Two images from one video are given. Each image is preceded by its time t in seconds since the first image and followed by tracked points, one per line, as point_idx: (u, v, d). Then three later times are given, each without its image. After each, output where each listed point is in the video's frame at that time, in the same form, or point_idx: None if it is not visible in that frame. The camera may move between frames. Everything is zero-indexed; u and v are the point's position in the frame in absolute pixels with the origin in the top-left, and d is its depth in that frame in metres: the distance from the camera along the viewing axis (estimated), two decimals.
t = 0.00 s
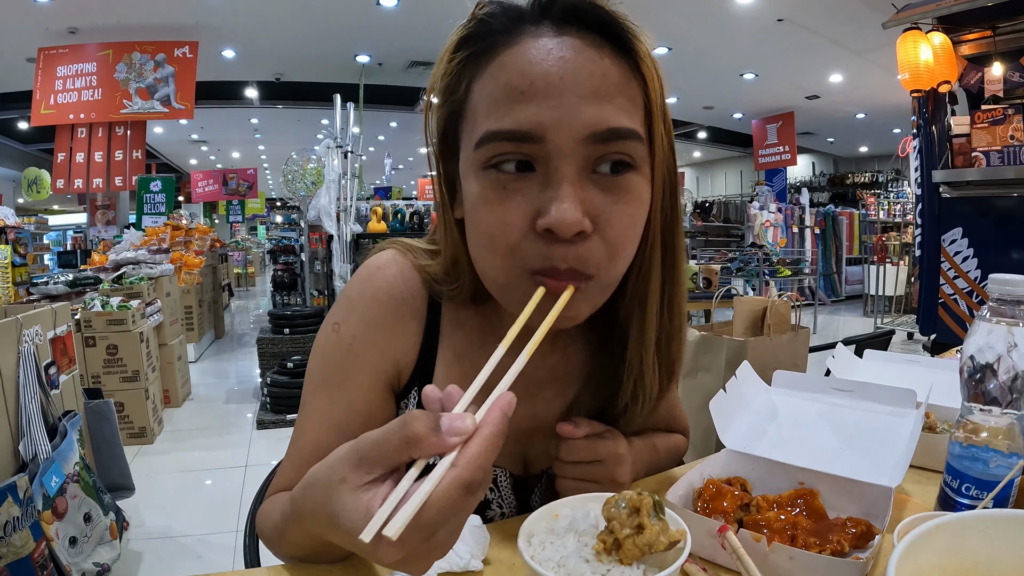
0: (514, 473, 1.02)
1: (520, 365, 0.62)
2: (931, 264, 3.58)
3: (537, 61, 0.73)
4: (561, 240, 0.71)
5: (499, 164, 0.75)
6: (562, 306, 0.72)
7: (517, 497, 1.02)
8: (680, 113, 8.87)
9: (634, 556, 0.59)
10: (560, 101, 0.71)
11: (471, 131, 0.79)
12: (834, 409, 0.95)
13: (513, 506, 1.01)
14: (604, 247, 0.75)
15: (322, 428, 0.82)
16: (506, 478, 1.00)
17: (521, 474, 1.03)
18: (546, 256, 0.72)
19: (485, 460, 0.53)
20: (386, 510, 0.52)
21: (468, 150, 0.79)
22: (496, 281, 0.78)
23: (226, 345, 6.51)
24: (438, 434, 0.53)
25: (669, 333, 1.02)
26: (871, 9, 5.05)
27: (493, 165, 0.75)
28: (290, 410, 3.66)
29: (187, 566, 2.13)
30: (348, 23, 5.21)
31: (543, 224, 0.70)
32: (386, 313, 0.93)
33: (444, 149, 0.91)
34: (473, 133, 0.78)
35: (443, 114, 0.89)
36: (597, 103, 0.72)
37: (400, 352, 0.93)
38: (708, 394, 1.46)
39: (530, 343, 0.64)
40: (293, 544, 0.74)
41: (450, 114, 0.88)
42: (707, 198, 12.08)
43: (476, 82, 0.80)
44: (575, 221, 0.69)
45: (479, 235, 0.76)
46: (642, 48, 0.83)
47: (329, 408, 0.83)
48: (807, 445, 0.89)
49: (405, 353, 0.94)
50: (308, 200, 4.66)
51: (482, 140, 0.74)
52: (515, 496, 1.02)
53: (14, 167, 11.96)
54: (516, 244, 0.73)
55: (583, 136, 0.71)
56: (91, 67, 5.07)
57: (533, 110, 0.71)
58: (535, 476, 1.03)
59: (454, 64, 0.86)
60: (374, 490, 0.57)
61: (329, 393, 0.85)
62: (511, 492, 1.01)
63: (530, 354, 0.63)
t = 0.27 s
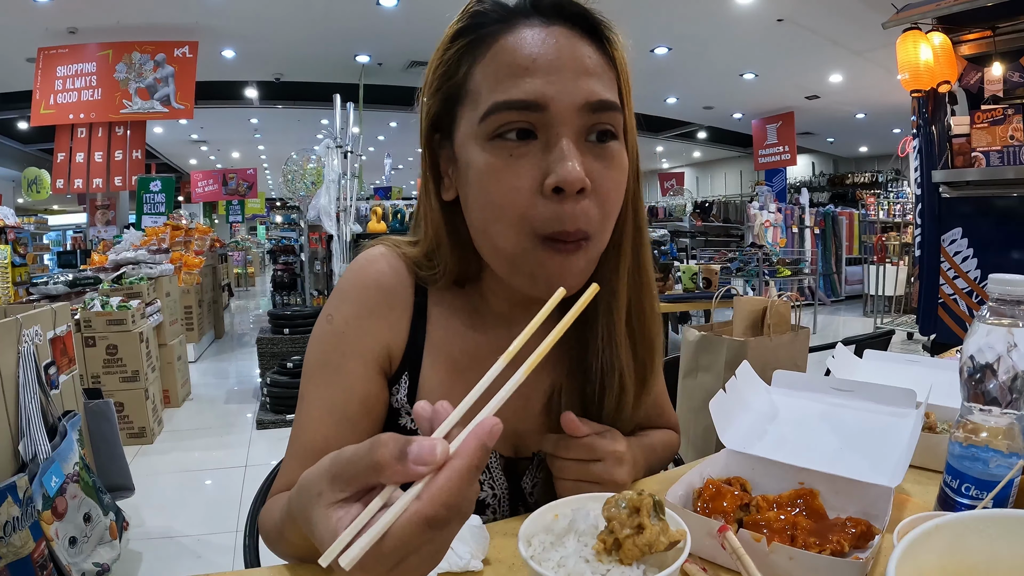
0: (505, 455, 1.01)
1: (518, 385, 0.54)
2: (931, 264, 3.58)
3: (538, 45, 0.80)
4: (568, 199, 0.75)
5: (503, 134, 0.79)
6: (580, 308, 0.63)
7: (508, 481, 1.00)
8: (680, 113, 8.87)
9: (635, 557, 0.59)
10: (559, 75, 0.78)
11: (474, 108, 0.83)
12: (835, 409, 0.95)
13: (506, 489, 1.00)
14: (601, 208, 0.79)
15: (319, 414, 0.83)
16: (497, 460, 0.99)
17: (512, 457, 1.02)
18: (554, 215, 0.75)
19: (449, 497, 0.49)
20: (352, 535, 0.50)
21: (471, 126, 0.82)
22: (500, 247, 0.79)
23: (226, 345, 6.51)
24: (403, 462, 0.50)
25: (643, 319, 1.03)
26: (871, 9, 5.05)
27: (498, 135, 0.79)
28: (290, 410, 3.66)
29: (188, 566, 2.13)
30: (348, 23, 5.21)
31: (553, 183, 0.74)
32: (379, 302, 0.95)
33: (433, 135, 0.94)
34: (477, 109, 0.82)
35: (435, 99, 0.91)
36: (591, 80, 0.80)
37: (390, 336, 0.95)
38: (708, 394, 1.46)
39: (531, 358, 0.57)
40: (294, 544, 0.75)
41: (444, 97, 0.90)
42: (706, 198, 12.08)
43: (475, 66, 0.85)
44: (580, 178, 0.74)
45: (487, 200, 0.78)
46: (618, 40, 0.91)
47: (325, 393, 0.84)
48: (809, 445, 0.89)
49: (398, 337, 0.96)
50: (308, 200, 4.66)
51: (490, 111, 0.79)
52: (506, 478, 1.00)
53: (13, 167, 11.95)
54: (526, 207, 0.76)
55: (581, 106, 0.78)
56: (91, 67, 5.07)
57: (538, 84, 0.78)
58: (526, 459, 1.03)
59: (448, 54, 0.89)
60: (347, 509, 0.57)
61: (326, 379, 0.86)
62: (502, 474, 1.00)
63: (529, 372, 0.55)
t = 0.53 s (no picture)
0: (494, 443, 1.00)
1: (501, 387, 0.51)
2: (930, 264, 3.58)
3: (533, 42, 0.83)
4: (570, 181, 0.77)
5: (504, 121, 0.81)
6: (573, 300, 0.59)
7: (499, 468, 0.99)
8: (680, 113, 8.87)
9: (634, 557, 0.59)
10: (558, 67, 0.81)
11: (474, 97, 0.85)
12: (835, 409, 0.95)
13: (495, 476, 0.98)
14: (599, 189, 0.81)
15: (316, 407, 0.83)
16: (486, 446, 0.98)
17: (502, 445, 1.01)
18: (557, 196, 0.77)
19: (426, 508, 0.48)
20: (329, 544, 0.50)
21: (472, 113, 0.84)
22: (503, 228, 0.80)
23: (225, 345, 6.50)
24: (379, 471, 0.49)
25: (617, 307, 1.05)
26: (871, 9, 5.05)
27: (502, 121, 0.81)
28: (290, 410, 3.65)
29: (188, 566, 2.12)
30: (348, 23, 5.22)
31: (555, 164, 0.76)
32: (371, 296, 0.96)
33: (426, 127, 0.94)
34: (477, 97, 0.84)
35: (431, 92, 0.92)
36: (585, 73, 0.84)
37: (381, 328, 0.95)
38: (707, 395, 1.46)
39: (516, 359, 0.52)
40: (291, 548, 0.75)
41: (440, 90, 0.91)
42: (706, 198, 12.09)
43: (475, 58, 0.87)
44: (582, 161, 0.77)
45: (491, 183, 0.79)
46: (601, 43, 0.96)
47: (320, 385, 0.85)
48: (809, 446, 0.89)
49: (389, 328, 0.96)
50: (307, 200, 4.66)
51: (492, 99, 0.81)
52: (496, 466, 0.99)
53: (13, 167, 11.95)
54: (529, 188, 0.77)
55: (576, 94, 0.81)
56: (91, 66, 5.06)
57: (536, 75, 0.80)
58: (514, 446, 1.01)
59: (443, 48, 0.90)
60: (329, 515, 0.57)
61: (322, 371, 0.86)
62: (492, 461, 0.99)
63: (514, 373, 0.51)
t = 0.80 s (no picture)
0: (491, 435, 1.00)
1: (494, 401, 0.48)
2: (930, 264, 3.58)
3: (528, 40, 0.85)
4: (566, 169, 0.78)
5: (503, 111, 0.82)
6: (572, 313, 0.55)
7: (496, 459, 0.99)
8: (679, 113, 8.87)
9: (634, 556, 0.59)
10: (554, 64, 0.83)
11: (474, 91, 0.86)
12: (836, 409, 0.95)
13: (493, 468, 0.98)
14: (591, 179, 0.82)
15: (317, 404, 0.83)
16: (483, 437, 0.98)
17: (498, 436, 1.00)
18: (554, 182, 0.77)
19: (414, 525, 0.47)
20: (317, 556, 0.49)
21: (472, 105, 0.84)
22: (501, 215, 0.80)
23: (225, 345, 6.50)
24: (368, 486, 0.49)
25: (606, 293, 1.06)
26: (870, 10, 5.06)
27: (501, 112, 0.81)
28: (290, 410, 3.65)
29: (187, 565, 2.12)
30: (348, 23, 5.22)
31: (552, 151, 0.77)
32: (370, 295, 0.96)
33: (425, 124, 0.94)
34: (477, 91, 0.85)
35: (431, 89, 0.93)
36: (579, 71, 0.85)
37: (378, 324, 0.95)
38: (707, 394, 1.45)
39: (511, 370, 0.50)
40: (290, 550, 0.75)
41: (440, 87, 0.91)
42: (706, 198, 12.12)
43: (475, 56, 0.88)
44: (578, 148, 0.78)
45: (490, 171, 0.80)
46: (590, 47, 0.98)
47: (320, 381, 0.85)
48: (809, 445, 0.89)
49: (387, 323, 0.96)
50: (307, 199, 4.65)
51: (493, 90, 0.82)
52: (493, 457, 0.99)
53: (13, 166, 11.94)
54: (527, 174, 0.77)
55: (571, 87, 0.83)
56: (90, 66, 5.06)
57: (533, 68, 0.82)
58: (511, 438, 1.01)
59: (442, 47, 0.92)
60: (321, 526, 0.56)
61: (322, 368, 0.87)
62: (490, 452, 0.98)
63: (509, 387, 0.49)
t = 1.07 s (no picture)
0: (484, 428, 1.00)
1: (475, 405, 0.46)
2: (929, 264, 3.58)
3: (519, 46, 0.86)
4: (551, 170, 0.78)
5: (492, 114, 0.82)
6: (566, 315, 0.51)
7: (488, 452, 0.99)
8: (679, 113, 8.87)
9: (634, 556, 0.59)
10: (543, 69, 0.84)
11: (465, 93, 0.86)
12: (835, 409, 0.95)
13: (485, 460, 0.98)
14: (577, 181, 0.83)
15: (313, 402, 0.83)
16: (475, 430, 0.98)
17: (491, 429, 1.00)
18: (540, 184, 0.78)
19: (380, 531, 0.46)
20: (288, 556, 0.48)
21: (463, 106, 0.85)
22: (489, 212, 0.81)
23: (225, 345, 6.50)
24: (338, 488, 0.48)
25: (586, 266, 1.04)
26: (870, 10, 5.06)
27: (490, 115, 0.82)
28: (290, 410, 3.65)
29: (187, 565, 2.12)
30: (348, 23, 5.22)
31: (539, 154, 0.78)
32: (364, 295, 0.96)
33: (417, 125, 0.95)
34: (469, 93, 0.86)
35: (424, 90, 0.93)
36: (567, 77, 0.86)
37: (373, 322, 0.95)
38: (706, 394, 1.45)
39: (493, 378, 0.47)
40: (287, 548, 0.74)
41: (432, 88, 0.92)
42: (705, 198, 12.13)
43: (467, 60, 0.89)
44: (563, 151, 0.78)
45: (478, 171, 0.81)
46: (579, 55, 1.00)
47: (318, 379, 0.86)
48: (809, 445, 0.89)
49: (381, 320, 0.96)
50: (307, 199, 4.65)
51: (484, 93, 0.83)
52: (486, 449, 0.99)
53: (12, 166, 11.93)
54: (514, 174, 0.78)
55: (559, 92, 0.84)
56: (90, 66, 5.06)
57: (523, 73, 0.83)
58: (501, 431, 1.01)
59: (434, 50, 0.93)
60: (298, 526, 0.56)
61: (319, 367, 0.87)
62: (482, 445, 0.98)
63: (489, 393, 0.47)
